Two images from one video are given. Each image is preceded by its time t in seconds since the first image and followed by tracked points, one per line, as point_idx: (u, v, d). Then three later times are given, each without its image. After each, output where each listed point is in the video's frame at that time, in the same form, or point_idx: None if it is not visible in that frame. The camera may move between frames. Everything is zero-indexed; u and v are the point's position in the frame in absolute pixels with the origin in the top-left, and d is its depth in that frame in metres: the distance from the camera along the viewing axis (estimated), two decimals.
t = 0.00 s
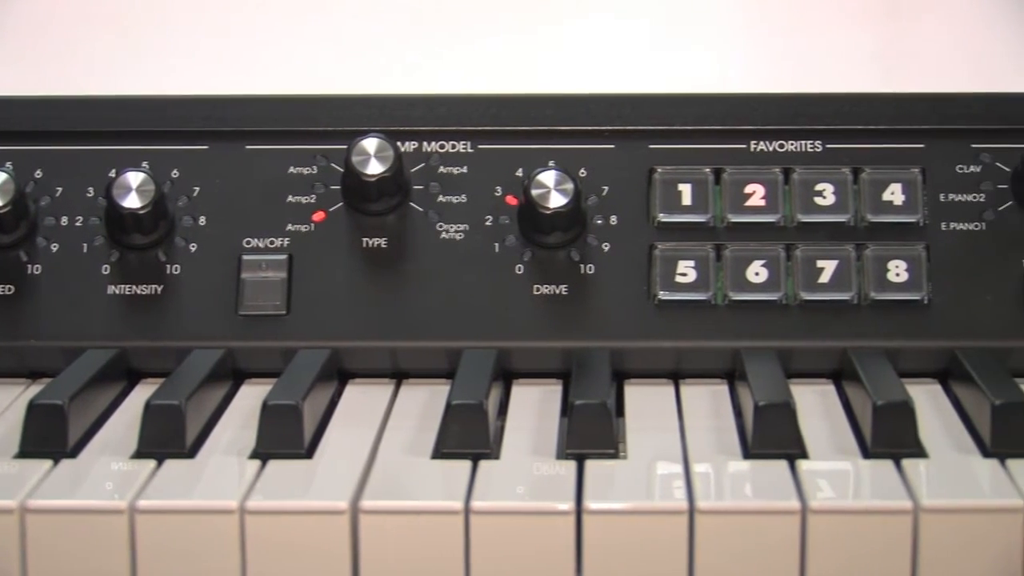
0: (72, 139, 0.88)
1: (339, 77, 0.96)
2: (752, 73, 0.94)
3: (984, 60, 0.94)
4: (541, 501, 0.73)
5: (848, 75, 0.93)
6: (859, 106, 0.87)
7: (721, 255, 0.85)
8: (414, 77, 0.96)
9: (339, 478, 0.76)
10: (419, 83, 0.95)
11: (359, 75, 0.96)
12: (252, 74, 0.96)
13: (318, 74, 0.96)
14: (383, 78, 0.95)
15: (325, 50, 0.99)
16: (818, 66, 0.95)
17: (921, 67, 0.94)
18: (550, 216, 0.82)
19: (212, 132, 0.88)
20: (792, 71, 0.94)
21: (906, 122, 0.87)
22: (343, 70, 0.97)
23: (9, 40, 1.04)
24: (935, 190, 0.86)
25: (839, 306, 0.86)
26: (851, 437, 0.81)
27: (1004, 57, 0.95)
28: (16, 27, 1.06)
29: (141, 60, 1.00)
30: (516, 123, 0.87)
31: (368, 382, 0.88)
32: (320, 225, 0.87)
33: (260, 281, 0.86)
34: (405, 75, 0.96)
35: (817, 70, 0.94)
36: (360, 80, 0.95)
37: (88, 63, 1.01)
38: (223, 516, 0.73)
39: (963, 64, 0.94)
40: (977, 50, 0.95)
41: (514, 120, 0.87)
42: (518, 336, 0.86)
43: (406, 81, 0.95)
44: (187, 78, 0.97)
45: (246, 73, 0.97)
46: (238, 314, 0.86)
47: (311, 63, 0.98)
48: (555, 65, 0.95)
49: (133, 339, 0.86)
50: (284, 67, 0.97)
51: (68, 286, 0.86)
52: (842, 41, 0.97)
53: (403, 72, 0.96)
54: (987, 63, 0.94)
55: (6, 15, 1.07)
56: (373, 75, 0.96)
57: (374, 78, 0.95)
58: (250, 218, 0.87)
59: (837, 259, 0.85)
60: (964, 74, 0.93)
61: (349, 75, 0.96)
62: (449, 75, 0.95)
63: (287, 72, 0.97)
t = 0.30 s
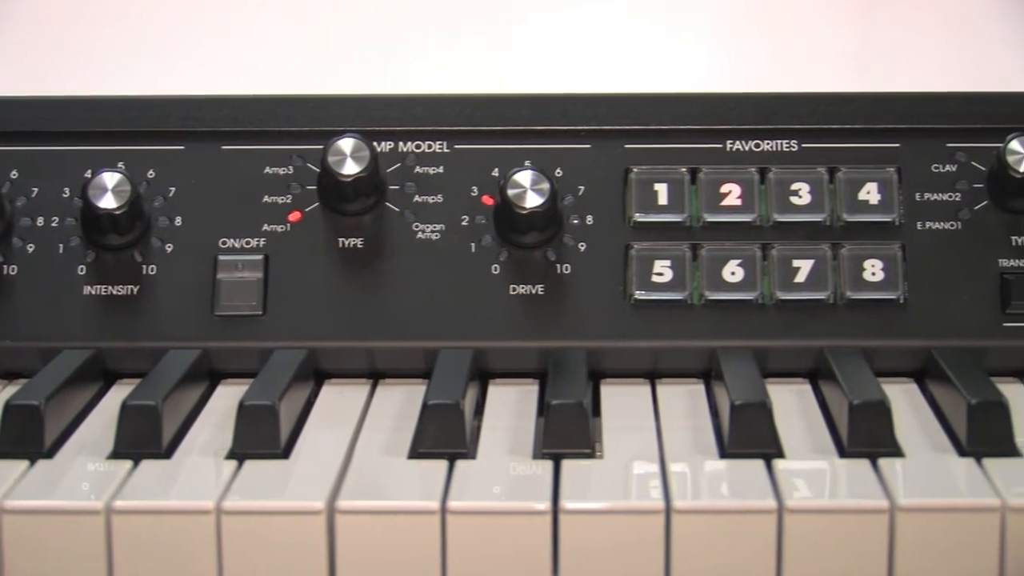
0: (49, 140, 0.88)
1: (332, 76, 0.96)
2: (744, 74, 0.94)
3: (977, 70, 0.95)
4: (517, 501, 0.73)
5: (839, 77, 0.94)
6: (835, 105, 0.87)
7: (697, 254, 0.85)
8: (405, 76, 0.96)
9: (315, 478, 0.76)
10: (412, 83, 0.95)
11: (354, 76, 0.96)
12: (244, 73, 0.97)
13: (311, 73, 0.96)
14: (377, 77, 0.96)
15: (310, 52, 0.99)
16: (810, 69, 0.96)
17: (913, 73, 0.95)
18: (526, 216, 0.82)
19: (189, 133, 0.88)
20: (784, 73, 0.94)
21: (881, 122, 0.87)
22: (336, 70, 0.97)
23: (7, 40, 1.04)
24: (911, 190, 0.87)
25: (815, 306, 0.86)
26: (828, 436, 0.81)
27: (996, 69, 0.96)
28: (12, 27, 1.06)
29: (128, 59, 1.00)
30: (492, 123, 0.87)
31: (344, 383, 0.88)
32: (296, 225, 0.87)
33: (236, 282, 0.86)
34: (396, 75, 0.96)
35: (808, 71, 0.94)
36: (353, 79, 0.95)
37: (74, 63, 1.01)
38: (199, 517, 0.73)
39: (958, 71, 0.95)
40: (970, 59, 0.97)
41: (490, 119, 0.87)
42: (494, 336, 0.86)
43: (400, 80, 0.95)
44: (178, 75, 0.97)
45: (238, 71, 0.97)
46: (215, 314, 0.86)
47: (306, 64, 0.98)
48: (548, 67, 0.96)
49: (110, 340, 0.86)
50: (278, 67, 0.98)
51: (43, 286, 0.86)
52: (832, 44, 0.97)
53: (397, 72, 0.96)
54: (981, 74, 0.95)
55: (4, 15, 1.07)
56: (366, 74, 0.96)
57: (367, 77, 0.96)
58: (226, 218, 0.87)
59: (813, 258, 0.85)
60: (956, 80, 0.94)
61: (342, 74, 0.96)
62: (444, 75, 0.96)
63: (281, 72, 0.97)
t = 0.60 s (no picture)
0: (26, 141, 0.88)
1: (313, 76, 0.96)
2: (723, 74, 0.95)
3: (958, 64, 0.95)
4: (494, 501, 0.73)
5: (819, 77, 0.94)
6: (812, 105, 0.87)
7: (674, 254, 0.85)
8: (386, 75, 0.96)
9: (292, 479, 0.76)
10: (392, 83, 0.95)
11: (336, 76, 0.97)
12: (224, 73, 0.97)
13: (290, 74, 0.96)
14: (358, 77, 0.96)
15: (293, 51, 0.99)
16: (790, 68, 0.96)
17: (895, 71, 0.95)
18: (503, 216, 0.82)
19: (166, 134, 0.88)
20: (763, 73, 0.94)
21: (857, 122, 0.87)
22: (317, 70, 0.97)
23: (7, 40, 1.03)
24: (887, 190, 0.87)
25: (792, 306, 0.86)
26: (805, 436, 0.81)
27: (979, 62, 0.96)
28: (12, 27, 1.04)
29: (109, 57, 1.00)
30: (469, 123, 0.87)
31: (321, 383, 0.88)
32: (272, 226, 0.87)
33: (213, 282, 0.86)
34: (377, 74, 0.96)
35: (790, 70, 0.94)
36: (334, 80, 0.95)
37: (66, 63, 1.00)
38: (176, 518, 0.73)
39: (941, 67, 0.95)
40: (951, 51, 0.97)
41: (466, 120, 0.87)
42: (472, 337, 0.86)
43: (381, 81, 0.95)
44: (158, 75, 0.97)
45: (218, 71, 0.97)
46: (191, 315, 0.86)
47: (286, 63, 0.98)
48: (531, 65, 0.96)
49: (86, 341, 0.86)
50: (257, 66, 0.98)
51: (20, 287, 0.86)
52: (815, 41, 0.97)
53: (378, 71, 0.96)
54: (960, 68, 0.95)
55: (3, 15, 1.06)
56: (346, 73, 0.96)
57: (349, 77, 0.96)
58: (202, 219, 0.87)
59: (789, 258, 0.85)
60: (936, 77, 0.94)
61: (323, 75, 0.96)
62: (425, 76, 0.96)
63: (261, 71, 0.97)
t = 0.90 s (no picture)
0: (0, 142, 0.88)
1: (285, 74, 0.96)
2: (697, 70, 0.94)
3: (934, 54, 0.95)
4: (469, 502, 0.73)
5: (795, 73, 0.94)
6: (785, 105, 0.87)
7: (648, 255, 0.85)
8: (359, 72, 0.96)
9: (266, 480, 0.76)
10: (366, 80, 0.95)
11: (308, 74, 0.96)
12: (205, 71, 0.96)
13: (263, 71, 0.96)
14: (331, 74, 0.95)
15: (272, 50, 0.99)
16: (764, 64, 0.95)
17: (871, 65, 0.95)
18: (477, 217, 0.82)
19: (139, 135, 0.88)
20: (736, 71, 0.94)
21: (830, 122, 0.87)
22: (290, 69, 0.97)
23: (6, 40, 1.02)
24: (861, 190, 0.87)
25: (765, 305, 0.86)
26: (778, 436, 0.81)
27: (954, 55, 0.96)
28: (12, 25, 1.04)
29: (88, 56, 1.00)
30: (442, 124, 0.87)
31: (295, 384, 0.88)
32: (246, 227, 0.87)
33: (186, 284, 0.86)
34: (350, 71, 0.96)
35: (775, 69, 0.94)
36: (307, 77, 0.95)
37: (52, 61, 0.99)
38: (150, 520, 0.73)
39: (918, 61, 0.95)
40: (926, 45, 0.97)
41: (440, 121, 0.87)
42: (446, 337, 0.86)
43: (353, 77, 0.95)
44: (128, 74, 0.97)
45: (201, 70, 0.96)
46: (165, 316, 0.86)
47: (258, 61, 0.98)
48: (517, 64, 0.96)
49: (60, 342, 0.86)
50: (229, 63, 0.97)
51: None
52: (797, 42, 0.97)
53: (351, 69, 0.96)
54: (937, 58, 0.95)
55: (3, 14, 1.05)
56: (319, 72, 0.96)
57: (332, 75, 0.95)
58: (176, 220, 0.87)
59: (763, 258, 0.85)
60: (913, 70, 0.94)
61: (297, 74, 0.96)
62: (399, 73, 0.95)
63: (233, 67, 0.97)
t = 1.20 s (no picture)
0: None
1: (257, 75, 0.96)
2: (666, 76, 0.95)
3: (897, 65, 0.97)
4: (439, 503, 0.73)
5: (763, 77, 0.94)
6: (755, 106, 0.87)
7: (618, 255, 0.85)
8: (328, 76, 0.96)
9: (235, 480, 0.76)
10: (346, 81, 0.95)
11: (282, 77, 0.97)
12: (181, 74, 0.97)
13: (241, 74, 0.96)
14: (306, 77, 0.96)
15: (246, 52, 0.99)
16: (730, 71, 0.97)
17: (837, 71, 0.96)
18: (447, 217, 0.82)
19: (109, 136, 0.88)
20: (705, 72, 0.95)
21: (800, 122, 0.87)
22: (260, 70, 0.97)
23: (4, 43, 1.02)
24: (830, 189, 0.87)
25: (735, 305, 0.86)
26: (748, 435, 0.81)
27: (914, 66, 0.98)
28: (10, 26, 1.04)
29: (64, 58, 1.00)
30: (412, 124, 0.87)
31: (264, 385, 0.88)
32: (215, 228, 0.87)
33: (155, 284, 0.86)
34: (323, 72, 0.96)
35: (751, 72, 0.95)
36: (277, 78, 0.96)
37: (38, 64, 0.99)
38: (120, 521, 0.73)
39: (891, 65, 0.96)
40: (892, 51, 0.98)
41: (410, 121, 0.87)
42: (416, 337, 0.86)
43: (323, 79, 0.95)
44: (104, 77, 0.97)
45: (177, 72, 0.97)
46: (135, 317, 0.86)
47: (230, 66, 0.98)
48: (493, 67, 0.96)
49: (29, 343, 0.86)
50: (200, 68, 0.98)
51: None
52: (771, 46, 0.98)
53: (322, 71, 0.97)
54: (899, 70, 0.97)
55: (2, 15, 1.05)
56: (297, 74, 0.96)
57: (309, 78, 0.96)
58: (146, 221, 0.87)
59: (732, 258, 0.85)
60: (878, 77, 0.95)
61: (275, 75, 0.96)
62: (368, 75, 0.96)
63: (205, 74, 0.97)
